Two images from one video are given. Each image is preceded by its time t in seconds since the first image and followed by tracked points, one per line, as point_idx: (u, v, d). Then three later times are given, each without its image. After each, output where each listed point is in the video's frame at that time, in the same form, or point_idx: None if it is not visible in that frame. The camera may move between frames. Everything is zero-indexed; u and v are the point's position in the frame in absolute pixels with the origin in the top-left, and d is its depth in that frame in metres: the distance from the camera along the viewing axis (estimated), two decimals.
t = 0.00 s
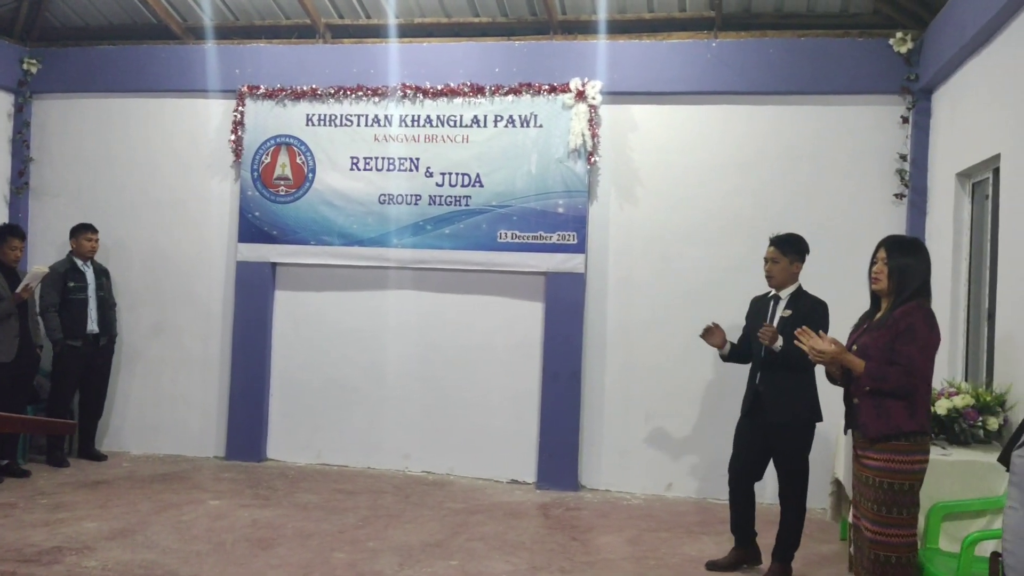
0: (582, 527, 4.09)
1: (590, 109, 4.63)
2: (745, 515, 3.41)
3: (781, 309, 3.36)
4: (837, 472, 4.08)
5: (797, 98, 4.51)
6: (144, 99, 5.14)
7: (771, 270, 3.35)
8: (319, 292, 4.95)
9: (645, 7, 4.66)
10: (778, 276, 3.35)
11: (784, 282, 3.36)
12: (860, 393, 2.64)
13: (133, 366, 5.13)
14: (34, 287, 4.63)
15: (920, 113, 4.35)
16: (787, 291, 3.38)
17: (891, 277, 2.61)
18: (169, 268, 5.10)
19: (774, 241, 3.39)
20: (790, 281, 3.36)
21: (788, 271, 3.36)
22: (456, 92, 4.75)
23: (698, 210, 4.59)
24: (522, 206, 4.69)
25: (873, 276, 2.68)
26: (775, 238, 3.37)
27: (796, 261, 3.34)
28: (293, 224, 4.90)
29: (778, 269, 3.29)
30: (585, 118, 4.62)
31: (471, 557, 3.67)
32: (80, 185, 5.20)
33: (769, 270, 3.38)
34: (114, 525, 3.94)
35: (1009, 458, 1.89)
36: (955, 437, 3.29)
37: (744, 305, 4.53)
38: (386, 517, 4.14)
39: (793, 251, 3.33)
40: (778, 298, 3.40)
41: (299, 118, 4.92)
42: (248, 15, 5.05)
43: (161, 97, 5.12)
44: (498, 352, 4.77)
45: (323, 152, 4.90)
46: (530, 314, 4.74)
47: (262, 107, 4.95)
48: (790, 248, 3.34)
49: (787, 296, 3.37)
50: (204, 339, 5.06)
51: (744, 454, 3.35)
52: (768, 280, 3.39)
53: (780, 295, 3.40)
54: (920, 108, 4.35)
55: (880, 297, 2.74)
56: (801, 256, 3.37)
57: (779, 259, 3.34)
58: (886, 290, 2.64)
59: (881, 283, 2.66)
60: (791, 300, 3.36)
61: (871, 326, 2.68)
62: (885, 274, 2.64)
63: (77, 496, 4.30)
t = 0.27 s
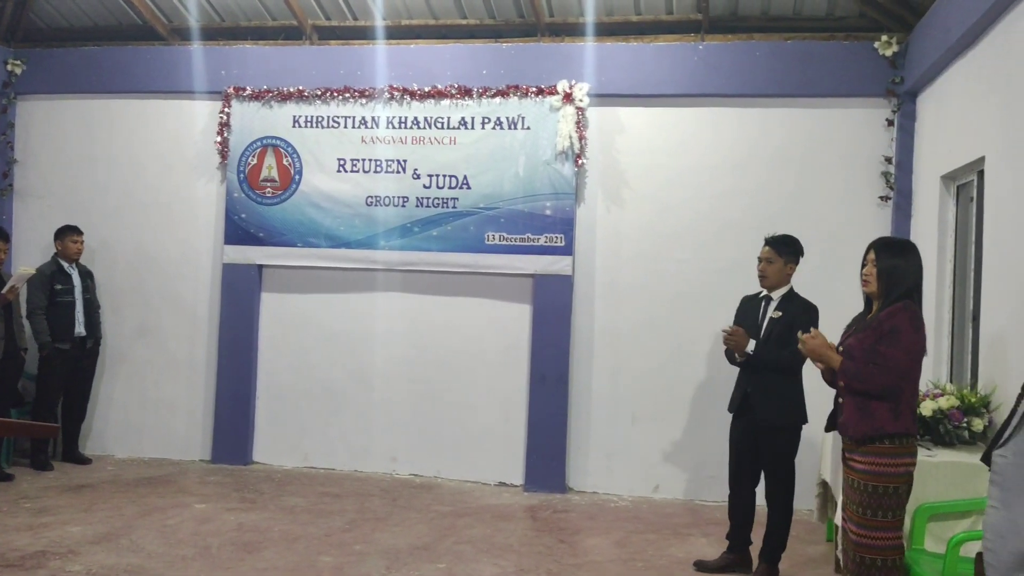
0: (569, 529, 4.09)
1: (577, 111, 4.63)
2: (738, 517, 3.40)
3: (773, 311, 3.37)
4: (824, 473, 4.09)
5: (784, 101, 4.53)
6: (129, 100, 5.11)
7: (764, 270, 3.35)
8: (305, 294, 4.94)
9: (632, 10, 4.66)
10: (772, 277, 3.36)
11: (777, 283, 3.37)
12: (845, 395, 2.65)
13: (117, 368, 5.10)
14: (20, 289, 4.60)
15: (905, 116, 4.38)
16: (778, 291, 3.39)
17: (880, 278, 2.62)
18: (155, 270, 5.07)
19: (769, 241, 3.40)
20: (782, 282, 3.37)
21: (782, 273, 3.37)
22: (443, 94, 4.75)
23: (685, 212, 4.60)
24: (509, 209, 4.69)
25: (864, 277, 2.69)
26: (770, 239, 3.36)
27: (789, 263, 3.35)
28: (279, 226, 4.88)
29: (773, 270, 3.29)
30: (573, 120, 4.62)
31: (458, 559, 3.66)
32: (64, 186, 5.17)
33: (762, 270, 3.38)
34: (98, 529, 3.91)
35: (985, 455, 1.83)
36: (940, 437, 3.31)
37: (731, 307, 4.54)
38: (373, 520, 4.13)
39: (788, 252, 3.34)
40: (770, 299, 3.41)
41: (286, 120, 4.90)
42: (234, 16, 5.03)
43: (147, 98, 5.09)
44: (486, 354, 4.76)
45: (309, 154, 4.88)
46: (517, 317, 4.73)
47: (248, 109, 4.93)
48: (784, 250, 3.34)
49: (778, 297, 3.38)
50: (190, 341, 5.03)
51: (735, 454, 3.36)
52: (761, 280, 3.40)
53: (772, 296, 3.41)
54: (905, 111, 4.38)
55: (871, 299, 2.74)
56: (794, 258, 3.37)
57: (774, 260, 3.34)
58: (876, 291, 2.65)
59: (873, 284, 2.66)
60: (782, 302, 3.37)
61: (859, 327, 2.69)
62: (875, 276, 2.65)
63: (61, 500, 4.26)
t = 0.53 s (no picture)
0: (559, 531, 4.09)
1: (567, 113, 4.64)
2: (728, 519, 3.41)
3: (761, 312, 3.38)
4: (812, 474, 4.11)
5: (772, 103, 4.55)
6: (117, 102, 5.09)
7: (756, 269, 3.36)
8: (294, 296, 4.92)
9: (621, 12, 4.67)
10: (762, 275, 3.37)
11: (766, 284, 3.38)
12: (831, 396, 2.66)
13: (105, 371, 5.07)
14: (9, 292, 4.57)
15: (893, 118, 4.40)
16: (767, 293, 3.40)
17: (867, 281, 2.63)
18: (143, 272, 5.05)
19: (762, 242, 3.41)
20: (771, 284, 3.38)
21: (771, 274, 3.38)
22: (432, 96, 4.74)
23: (674, 214, 4.61)
24: (499, 210, 4.69)
25: (852, 279, 2.70)
26: (764, 240, 3.40)
27: (780, 264, 3.37)
28: (268, 228, 4.87)
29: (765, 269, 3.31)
30: (562, 122, 4.63)
31: (447, 561, 3.65)
32: (51, 188, 5.14)
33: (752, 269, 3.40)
34: (86, 533, 3.88)
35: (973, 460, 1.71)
36: (927, 437, 3.32)
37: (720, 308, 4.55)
38: (362, 523, 4.12)
39: (779, 253, 3.36)
40: (758, 300, 3.42)
41: (275, 121, 4.89)
42: (223, 17, 5.02)
43: (134, 99, 5.07)
44: (475, 355, 4.76)
45: (298, 155, 4.87)
46: (507, 318, 4.73)
47: (237, 110, 4.92)
48: (776, 251, 3.37)
49: (766, 298, 3.40)
50: (178, 343, 5.01)
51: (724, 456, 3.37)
52: (750, 280, 3.41)
53: (760, 298, 3.41)
54: (891, 113, 4.41)
55: (859, 300, 2.75)
56: (785, 261, 3.39)
57: (765, 260, 3.36)
58: (864, 292, 2.66)
59: (861, 285, 2.68)
60: (770, 303, 3.38)
61: (844, 328, 2.68)
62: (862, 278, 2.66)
63: (48, 503, 4.23)
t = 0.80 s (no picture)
0: (550, 532, 4.09)
1: (558, 114, 4.64)
2: (719, 519, 3.41)
3: (751, 313, 3.38)
4: (802, 473, 4.11)
5: (762, 104, 4.56)
6: (106, 102, 5.07)
7: (744, 270, 3.37)
8: (285, 297, 4.91)
9: (612, 13, 4.68)
10: (751, 276, 3.37)
11: (754, 285, 3.39)
12: (825, 402, 2.68)
13: (95, 373, 5.06)
14: None
15: (882, 118, 4.42)
16: (753, 295, 3.41)
17: (854, 284, 2.65)
18: (132, 274, 5.03)
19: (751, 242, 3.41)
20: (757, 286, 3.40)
21: (760, 275, 3.39)
22: (423, 96, 4.74)
23: (665, 215, 4.62)
24: (490, 211, 4.68)
25: (841, 282, 2.72)
26: (752, 240, 3.40)
27: (769, 266, 3.39)
28: (259, 229, 4.86)
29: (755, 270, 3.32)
30: (552, 123, 4.63)
31: (439, 563, 3.65)
32: (40, 189, 5.12)
33: (740, 269, 3.39)
34: (76, 536, 3.86)
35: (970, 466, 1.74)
36: (917, 437, 3.32)
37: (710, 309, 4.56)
38: (353, 524, 4.11)
39: (770, 256, 3.38)
40: (746, 300, 3.42)
41: (265, 122, 4.88)
42: (213, 18, 5.00)
43: (124, 100, 5.05)
44: (467, 356, 4.75)
45: (289, 156, 4.86)
46: (498, 319, 4.73)
47: (227, 111, 4.91)
48: (765, 252, 3.38)
49: (754, 300, 3.41)
50: (168, 344, 5.00)
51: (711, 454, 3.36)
52: (738, 280, 3.41)
53: (748, 299, 3.42)
54: (881, 113, 4.42)
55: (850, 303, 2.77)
56: (773, 261, 3.41)
57: (754, 261, 3.37)
58: (852, 294, 2.68)
59: (848, 287, 2.70)
60: (759, 305, 3.38)
61: (836, 332, 2.72)
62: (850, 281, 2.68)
63: (38, 506, 4.21)
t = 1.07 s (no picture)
0: (542, 532, 4.09)
1: (549, 115, 4.64)
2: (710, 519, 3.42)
3: (735, 312, 3.38)
4: (793, 473, 4.13)
5: (752, 105, 4.57)
6: (96, 104, 5.05)
7: (730, 269, 3.38)
8: (276, 299, 4.90)
9: (603, 15, 4.68)
10: (738, 278, 3.38)
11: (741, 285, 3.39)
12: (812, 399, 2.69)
13: (85, 375, 5.04)
14: None
15: (871, 119, 4.44)
16: (740, 294, 3.42)
17: (844, 284, 2.66)
18: (122, 276, 5.01)
19: (737, 243, 3.43)
20: (745, 285, 3.42)
21: (746, 275, 3.40)
22: (414, 98, 4.74)
23: (656, 216, 4.62)
24: (481, 212, 4.68)
25: (829, 281, 2.72)
26: (740, 241, 3.42)
27: (756, 267, 3.41)
28: (250, 231, 4.85)
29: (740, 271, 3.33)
30: (543, 124, 4.63)
31: (431, 564, 3.64)
32: (29, 191, 5.10)
33: (727, 269, 3.41)
34: (66, 539, 3.85)
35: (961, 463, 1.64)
36: (907, 436, 3.34)
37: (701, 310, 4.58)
38: (345, 526, 4.10)
39: (757, 257, 3.40)
40: (733, 300, 3.42)
41: (256, 123, 4.87)
42: (203, 19, 4.99)
43: (114, 102, 5.04)
44: (458, 358, 4.75)
45: (279, 158, 4.85)
46: (490, 320, 4.73)
47: (217, 112, 4.89)
48: (752, 253, 3.39)
49: (741, 298, 3.42)
50: (158, 347, 4.98)
51: (699, 455, 3.36)
52: (725, 280, 3.42)
53: (735, 298, 3.42)
54: (871, 114, 4.44)
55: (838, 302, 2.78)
56: (760, 262, 3.42)
57: (740, 262, 3.38)
58: (841, 294, 2.68)
59: (836, 287, 2.71)
60: (745, 303, 3.39)
61: (823, 330, 2.73)
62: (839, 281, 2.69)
63: (28, 509, 4.20)
